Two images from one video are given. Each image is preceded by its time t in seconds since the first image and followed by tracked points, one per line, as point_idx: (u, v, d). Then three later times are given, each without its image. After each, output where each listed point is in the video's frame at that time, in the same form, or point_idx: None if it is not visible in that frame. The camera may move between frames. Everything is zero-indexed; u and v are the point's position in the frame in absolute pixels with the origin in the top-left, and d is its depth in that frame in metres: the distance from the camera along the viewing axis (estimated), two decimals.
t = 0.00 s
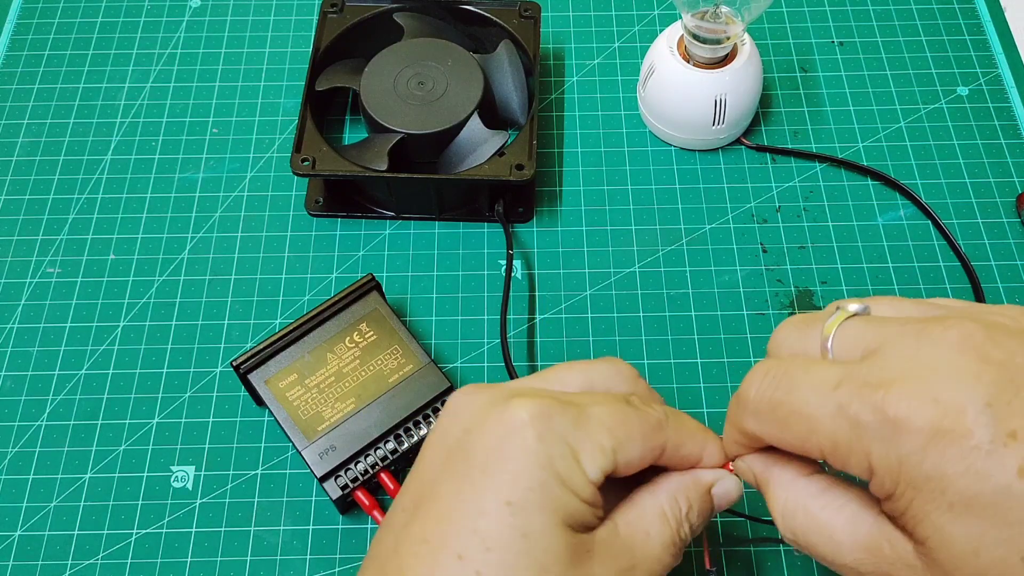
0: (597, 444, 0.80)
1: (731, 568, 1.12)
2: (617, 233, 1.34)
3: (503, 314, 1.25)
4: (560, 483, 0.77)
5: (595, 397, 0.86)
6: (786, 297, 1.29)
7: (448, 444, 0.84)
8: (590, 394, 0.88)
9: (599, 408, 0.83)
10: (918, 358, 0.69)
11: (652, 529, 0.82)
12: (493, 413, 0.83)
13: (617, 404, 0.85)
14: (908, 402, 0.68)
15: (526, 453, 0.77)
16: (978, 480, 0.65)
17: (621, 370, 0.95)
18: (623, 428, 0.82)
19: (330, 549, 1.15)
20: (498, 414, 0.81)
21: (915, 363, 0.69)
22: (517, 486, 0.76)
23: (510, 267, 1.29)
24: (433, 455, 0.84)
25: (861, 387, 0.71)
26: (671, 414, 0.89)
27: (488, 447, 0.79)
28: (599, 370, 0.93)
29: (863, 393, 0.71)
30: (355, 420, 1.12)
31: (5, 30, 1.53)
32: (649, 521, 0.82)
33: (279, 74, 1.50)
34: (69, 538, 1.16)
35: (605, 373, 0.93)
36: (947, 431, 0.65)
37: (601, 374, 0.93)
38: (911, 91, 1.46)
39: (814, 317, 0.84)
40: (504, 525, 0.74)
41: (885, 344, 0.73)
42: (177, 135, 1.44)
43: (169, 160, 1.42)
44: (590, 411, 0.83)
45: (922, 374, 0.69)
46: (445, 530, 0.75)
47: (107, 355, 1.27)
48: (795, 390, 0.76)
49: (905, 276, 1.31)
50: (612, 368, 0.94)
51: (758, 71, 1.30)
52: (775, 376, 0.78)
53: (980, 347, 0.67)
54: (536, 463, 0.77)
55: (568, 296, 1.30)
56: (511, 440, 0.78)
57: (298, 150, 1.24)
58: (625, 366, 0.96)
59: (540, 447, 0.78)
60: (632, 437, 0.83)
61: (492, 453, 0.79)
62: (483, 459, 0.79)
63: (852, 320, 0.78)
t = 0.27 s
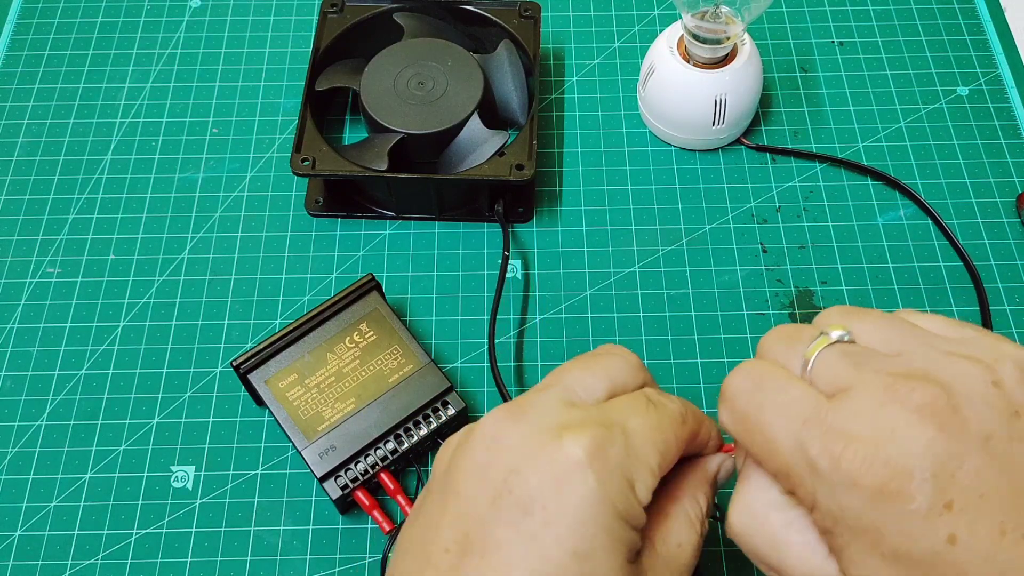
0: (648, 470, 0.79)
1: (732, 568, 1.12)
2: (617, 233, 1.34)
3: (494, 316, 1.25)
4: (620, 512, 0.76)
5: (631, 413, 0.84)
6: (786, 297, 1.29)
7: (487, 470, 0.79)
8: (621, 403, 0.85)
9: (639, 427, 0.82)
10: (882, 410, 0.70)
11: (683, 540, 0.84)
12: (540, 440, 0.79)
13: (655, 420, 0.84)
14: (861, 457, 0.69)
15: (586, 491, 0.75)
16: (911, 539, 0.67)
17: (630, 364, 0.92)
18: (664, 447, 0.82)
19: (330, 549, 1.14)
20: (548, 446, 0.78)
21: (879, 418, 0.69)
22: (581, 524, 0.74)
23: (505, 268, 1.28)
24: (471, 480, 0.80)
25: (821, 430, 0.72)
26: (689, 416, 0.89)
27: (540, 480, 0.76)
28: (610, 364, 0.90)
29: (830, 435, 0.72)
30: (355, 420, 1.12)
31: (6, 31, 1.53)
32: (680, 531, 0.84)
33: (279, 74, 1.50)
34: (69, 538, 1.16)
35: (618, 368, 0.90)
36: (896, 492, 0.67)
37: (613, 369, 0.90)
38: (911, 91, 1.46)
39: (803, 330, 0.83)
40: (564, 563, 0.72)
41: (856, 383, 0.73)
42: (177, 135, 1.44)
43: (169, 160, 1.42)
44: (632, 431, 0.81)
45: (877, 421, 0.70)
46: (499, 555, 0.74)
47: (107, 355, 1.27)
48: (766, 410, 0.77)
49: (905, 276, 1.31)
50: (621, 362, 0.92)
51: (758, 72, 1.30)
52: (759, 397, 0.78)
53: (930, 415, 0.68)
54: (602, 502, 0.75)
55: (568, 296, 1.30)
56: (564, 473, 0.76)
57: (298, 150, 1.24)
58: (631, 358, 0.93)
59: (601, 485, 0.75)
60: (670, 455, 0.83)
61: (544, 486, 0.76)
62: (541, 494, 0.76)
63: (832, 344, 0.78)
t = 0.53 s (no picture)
0: (656, 513, 0.77)
1: (732, 568, 1.12)
2: (617, 233, 1.34)
3: (484, 314, 1.25)
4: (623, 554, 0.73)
5: (643, 445, 0.80)
6: (786, 297, 1.29)
7: (495, 505, 0.76)
8: (633, 434, 0.81)
9: (648, 461, 0.79)
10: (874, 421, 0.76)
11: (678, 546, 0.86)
12: (552, 482, 0.75)
13: (665, 454, 0.80)
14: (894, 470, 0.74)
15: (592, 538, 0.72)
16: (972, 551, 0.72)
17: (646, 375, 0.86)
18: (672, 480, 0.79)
19: (330, 549, 1.15)
20: (559, 488, 0.74)
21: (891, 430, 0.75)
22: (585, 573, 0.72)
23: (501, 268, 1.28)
24: (477, 513, 0.77)
25: (861, 436, 0.76)
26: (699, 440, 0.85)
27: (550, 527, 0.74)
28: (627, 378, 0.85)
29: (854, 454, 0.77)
30: (355, 420, 1.12)
31: (6, 31, 1.53)
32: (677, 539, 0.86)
33: (279, 73, 1.50)
34: (69, 538, 1.16)
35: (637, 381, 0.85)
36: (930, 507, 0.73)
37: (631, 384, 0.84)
38: (911, 91, 1.46)
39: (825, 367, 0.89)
40: None
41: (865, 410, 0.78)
42: (177, 135, 1.44)
43: (169, 160, 1.42)
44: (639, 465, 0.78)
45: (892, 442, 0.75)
46: None
47: (107, 355, 1.27)
48: (816, 410, 0.79)
49: (905, 277, 1.31)
50: (638, 375, 0.85)
51: (758, 72, 1.30)
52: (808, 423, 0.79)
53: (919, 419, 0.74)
54: (610, 554, 0.72)
55: (568, 296, 1.30)
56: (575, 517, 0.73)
57: (298, 150, 1.24)
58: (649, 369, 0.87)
59: (610, 537, 0.73)
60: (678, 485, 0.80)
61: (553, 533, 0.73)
62: (551, 542, 0.73)
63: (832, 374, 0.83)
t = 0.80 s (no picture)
0: (624, 494, 0.79)
1: (732, 568, 1.12)
2: (617, 233, 1.34)
3: (485, 314, 1.25)
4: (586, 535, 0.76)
5: (610, 426, 0.82)
6: (786, 297, 1.29)
7: (462, 488, 0.80)
8: (604, 418, 0.83)
9: (613, 443, 0.80)
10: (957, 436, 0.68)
11: (659, 538, 0.87)
12: (516, 465, 0.79)
13: (632, 437, 0.81)
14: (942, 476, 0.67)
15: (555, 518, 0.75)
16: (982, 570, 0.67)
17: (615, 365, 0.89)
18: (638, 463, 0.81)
19: (330, 549, 1.14)
20: (521, 468, 0.78)
21: (957, 441, 0.68)
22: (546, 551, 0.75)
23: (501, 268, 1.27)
24: (448, 496, 0.80)
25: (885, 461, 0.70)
26: (675, 425, 0.86)
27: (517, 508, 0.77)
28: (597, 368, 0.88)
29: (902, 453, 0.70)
30: (355, 420, 1.12)
31: (6, 31, 1.54)
32: (658, 531, 0.87)
33: (279, 74, 1.50)
34: (69, 538, 1.16)
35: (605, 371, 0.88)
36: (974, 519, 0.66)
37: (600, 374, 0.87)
38: (911, 91, 1.46)
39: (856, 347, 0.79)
40: None
41: (924, 414, 0.70)
42: (177, 135, 1.44)
43: (169, 160, 1.42)
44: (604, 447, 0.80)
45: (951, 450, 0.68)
46: None
47: (107, 355, 1.27)
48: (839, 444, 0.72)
49: (906, 277, 1.31)
50: (605, 366, 0.88)
51: (759, 71, 1.30)
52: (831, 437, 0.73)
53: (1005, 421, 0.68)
54: (573, 532, 0.75)
55: (568, 296, 1.30)
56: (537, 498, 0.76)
57: (299, 150, 1.24)
58: (619, 360, 0.91)
59: (573, 517, 0.76)
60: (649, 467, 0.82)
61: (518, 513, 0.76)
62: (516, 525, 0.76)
63: (891, 369, 0.74)
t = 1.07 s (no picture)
0: (650, 515, 0.79)
1: (732, 568, 1.12)
2: (617, 233, 1.34)
3: (487, 314, 1.25)
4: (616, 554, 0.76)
5: (637, 444, 0.81)
6: (786, 297, 1.29)
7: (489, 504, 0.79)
8: (630, 436, 0.82)
9: (640, 461, 0.80)
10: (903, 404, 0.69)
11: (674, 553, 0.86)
12: (545, 484, 0.78)
13: (660, 457, 0.81)
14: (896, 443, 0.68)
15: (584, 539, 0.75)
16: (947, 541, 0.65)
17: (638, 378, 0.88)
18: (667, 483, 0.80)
19: (330, 549, 1.15)
20: (551, 486, 0.78)
21: (899, 411, 0.69)
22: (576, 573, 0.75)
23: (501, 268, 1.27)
24: (473, 512, 0.80)
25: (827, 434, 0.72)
26: (698, 443, 0.85)
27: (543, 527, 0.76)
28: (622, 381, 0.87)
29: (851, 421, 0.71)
30: (355, 420, 1.12)
31: (5, 30, 1.53)
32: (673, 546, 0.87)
33: (279, 74, 1.50)
34: (69, 538, 1.16)
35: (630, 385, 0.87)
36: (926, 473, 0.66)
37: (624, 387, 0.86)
38: (911, 91, 1.46)
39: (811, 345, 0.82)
40: None
41: (873, 385, 0.72)
42: (177, 135, 1.44)
43: (169, 160, 1.42)
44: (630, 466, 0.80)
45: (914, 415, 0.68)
46: None
47: (107, 355, 1.27)
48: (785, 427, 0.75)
49: (905, 277, 1.31)
50: (629, 379, 0.87)
51: (759, 72, 1.30)
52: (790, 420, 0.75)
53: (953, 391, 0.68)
54: (601, 555, 0.75)
55: (568, 296, 1.30)
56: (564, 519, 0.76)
57: (298, 150, 1.24)
58: (641, 372, 0.89)
59: (601, 541, 0.75)
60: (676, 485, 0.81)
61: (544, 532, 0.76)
62: (541, 545, 0.76)
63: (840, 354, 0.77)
